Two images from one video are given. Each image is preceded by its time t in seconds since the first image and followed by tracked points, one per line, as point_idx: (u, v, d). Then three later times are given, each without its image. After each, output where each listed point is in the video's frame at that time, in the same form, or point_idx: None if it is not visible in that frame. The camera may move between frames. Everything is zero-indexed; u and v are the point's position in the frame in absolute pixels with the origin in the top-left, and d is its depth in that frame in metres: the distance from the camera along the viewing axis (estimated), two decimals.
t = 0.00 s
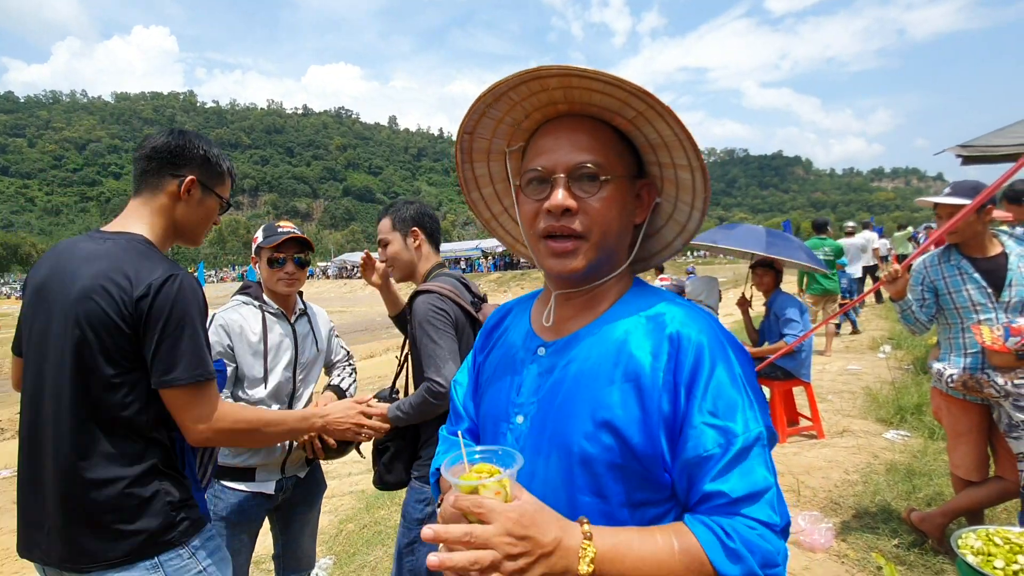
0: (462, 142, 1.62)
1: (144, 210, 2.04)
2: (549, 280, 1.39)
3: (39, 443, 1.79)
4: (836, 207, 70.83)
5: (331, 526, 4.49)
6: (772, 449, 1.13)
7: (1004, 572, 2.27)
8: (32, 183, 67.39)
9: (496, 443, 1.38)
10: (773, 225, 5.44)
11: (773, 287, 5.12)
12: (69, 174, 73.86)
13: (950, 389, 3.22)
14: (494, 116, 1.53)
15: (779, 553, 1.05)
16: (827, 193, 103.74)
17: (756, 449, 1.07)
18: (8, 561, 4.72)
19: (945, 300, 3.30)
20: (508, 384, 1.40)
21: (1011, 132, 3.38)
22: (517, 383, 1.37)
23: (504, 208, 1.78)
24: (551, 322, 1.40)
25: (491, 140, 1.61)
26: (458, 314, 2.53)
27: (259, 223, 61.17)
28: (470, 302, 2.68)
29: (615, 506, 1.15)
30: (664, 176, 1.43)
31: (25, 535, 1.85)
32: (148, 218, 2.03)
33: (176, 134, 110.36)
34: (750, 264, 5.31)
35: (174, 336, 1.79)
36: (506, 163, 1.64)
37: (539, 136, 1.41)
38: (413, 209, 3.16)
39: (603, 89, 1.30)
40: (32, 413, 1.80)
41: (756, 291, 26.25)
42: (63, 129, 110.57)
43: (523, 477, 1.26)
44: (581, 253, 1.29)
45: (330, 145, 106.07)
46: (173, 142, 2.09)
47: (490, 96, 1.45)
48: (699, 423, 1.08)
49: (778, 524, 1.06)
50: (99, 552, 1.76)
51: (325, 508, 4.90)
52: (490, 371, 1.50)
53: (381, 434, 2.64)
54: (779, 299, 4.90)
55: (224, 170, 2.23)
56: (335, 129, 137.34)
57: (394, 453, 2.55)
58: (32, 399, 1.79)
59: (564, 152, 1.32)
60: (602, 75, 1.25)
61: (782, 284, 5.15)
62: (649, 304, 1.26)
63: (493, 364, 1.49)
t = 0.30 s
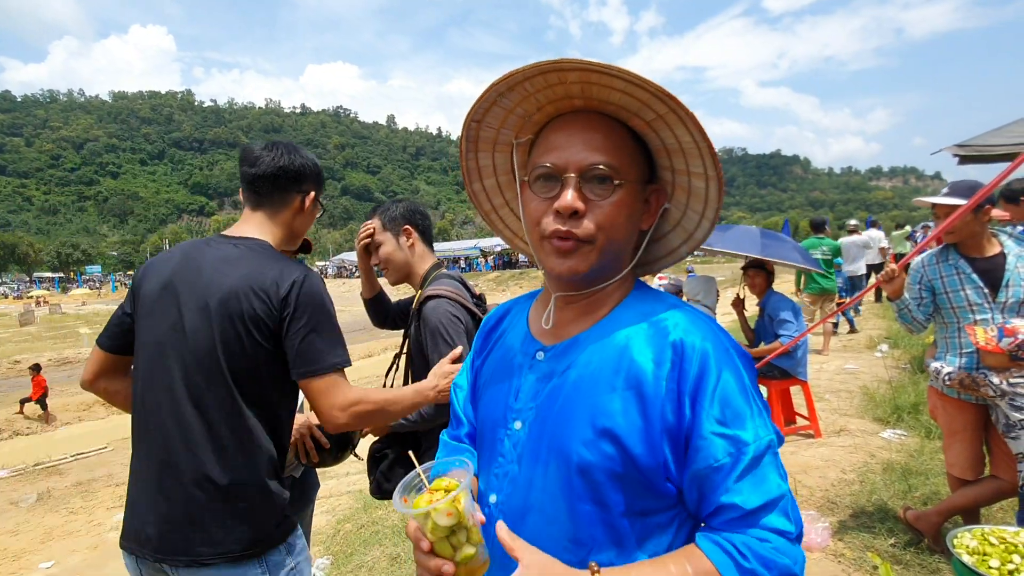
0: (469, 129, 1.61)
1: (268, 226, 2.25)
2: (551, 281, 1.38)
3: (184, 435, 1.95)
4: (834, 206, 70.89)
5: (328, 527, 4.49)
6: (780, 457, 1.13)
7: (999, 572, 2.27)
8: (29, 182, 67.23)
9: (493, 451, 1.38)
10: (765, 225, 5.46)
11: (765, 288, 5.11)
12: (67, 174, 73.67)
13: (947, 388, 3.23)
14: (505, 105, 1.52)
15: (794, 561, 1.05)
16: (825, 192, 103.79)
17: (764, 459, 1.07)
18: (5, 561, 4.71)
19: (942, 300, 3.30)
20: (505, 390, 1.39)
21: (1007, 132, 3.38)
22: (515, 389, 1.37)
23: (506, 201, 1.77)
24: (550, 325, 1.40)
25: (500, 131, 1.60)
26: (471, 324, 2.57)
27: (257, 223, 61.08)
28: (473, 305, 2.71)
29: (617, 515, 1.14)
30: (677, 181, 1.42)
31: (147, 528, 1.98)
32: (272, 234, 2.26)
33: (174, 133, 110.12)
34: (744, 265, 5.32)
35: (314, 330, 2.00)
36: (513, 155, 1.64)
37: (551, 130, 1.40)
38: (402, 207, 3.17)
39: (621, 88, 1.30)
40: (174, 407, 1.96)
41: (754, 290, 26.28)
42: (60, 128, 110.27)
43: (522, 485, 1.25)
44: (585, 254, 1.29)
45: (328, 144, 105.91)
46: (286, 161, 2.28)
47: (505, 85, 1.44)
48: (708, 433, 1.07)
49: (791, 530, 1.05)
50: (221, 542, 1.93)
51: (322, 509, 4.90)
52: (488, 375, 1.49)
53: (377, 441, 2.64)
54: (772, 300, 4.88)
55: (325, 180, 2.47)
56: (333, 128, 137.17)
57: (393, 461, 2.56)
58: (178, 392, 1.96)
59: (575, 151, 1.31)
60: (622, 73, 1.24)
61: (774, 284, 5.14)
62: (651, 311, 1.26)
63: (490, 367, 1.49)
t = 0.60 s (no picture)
0: (473, 122, 1.62)
1: (291, 221, 2.28)
2: (550, 278, 1.38)
3: (243, 427, 2.03)
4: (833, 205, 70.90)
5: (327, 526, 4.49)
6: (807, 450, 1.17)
7: (996, 571, 2.28)
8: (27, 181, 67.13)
9: (493, 454, 1.37)
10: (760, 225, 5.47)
11: (761, 288, 5.10)
12: (65, 173, 73.55)
13: (946, 386, 3.24)
14: (508, 99, 1.53)
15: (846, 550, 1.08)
16: (824, 191, 103.79)
17: (798, 454, 1.10)
18: (2, 561, 4.71)
19: (942, 300, 3.31)
20: (506, 391, 1.39)
21: (1005, 131, 3.38)
22: (517, 391, 1.36)
23: (514, 194, 1.75)
24: (551, 323, 1.40)
25: (505, 124, 1.61)
26: (462, 320, 2.55)
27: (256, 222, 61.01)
28: (473, 302, 2.70)
29: (628, 520, 1.15)
30: (685, 179, 1.42)
31: (206, 519, 2.04)
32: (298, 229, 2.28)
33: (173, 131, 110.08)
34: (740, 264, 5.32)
35: (358, 321, 2.13)
36: (518, 148, 1.64)
37: (553, 124, 1.41)
38: (397, 205, 3.12)
39: (623, 81, 1.29)
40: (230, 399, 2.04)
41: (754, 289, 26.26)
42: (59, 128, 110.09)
43: (526, 490, 1.25)
44: (579, 252, 1.28)
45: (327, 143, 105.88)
46: (301, 156, 2.28)
47: (508, 74, 1.45)
48: (742, 435, 1.09)
49: (837, 516, 1.09)
50: (277, 529, 2.01)
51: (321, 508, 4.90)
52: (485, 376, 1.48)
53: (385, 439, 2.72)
54: (769, 300, 4.88)
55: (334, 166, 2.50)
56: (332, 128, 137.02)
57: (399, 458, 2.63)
58: (233, 385, 2.04)
59: (574, 146, 1.32)
60: (623, 65, 1.24)
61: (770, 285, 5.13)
62: (659, 315, 1.26)
63: (490, 364, 1.49)
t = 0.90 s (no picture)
0: (476, 114, 1.61)
1: (261, 219, 2.30)
2: (547, 278, 1.37)
3: (249, 429, 2.06)
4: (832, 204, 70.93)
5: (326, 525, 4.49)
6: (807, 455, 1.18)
7: (995, 570, 2.28)
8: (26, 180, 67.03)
9: (490, 460, 1.37)
10: (755, 225, 5.48)
11: (759, 287, 5.10)
12: (64, 172, 73.44)
13: (947, 386, 3.25)
14: (512, 92, 1.53)
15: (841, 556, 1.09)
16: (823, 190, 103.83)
17: (797, 457, 1.11)
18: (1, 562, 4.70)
19: (941, 299, 3.31)
20: (503, 393, 1.39)
21: (1004, 130, 3.39)
22: (514, 394, 1.36)
23: (515, 190, 1.75)
24: (548, 324, 1.40)
25: (507, 118, 1.61)
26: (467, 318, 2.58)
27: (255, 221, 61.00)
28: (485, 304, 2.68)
29: (630, 527, 1.15)
30: (688, 179, 1.42)
31: (223, 520, 2.06)
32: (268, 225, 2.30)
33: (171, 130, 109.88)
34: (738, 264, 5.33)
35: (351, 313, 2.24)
36: (520, 144, 1.63)
37: (557, 118, 1.41)
38: (423, 214, 3.17)
39: (629, 75, 1.29)
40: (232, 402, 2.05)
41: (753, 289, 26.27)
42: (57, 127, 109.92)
43: (526, 496, 1.25)
44: (581, 251, 1.28)
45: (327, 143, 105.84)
46: (263, 156, 2.33)
47: (511, 66, 1.44)
48: (745, 440, 1.10)
49: (830, 521, 1.10)
50: (291, 523, 2.07)
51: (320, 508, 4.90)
52: (480, 379, 1.48)
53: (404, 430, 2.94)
54: (767, 299, 4.89)
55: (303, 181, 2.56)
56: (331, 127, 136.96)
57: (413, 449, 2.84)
58: (236, 387, 2.05)
59: (576, 140, 1.32)
60: (631, 60, 1.23)
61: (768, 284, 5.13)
62: (660, 318, 1.26)
63: (485, 367, 1.48)
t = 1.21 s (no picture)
0: (463, 112, 1.57)
1: (248, 225, 2.47)
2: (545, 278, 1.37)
3: (254, 420, 2.19)
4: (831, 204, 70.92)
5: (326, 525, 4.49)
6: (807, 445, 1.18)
7: (994, 569, 2.28)
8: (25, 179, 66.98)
9: (484, 463, 1.37)
10: (756, 224, 5.48)
11: (759, 287, 5.09)
12: (62, 171, 73.36)
13: (946, 385, 3.25)
14: (503, 87, 1.50)
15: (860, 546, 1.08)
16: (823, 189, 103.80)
17: (798, 449, 1.11)
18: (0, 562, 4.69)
19: (941, 298, 3.31)
20: (496, 395, 1.39)
21: (1004, 129, 3.39)
22: (508, 395, 1.36)
23: (498, 190, 1.74)
24: (545, 326, 1.39)
25: (495, 115, 1.58)
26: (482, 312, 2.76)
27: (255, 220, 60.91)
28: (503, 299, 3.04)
29: (628, 527, 1.15)
30: (681, 176, 1.42)
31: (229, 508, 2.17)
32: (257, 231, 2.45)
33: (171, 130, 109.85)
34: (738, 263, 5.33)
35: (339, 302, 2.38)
36: (508, 141, 1.62)
37: (552, 115, 1.40)
38: (449, 218, 3.67)
39: (632, 72, 1.30)
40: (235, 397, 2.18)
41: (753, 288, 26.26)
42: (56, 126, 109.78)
43: (522, 500, 1.25)
44: (589, 250, 1.28)
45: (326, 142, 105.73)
46: (250, 170, 2.51)
47: (508, 64, 1.41)
48: (743, 436, 1.10)
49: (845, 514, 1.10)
50: (295, 504, 2.20)
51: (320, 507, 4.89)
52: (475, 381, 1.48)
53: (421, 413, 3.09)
54: (767, 298, 4.90)
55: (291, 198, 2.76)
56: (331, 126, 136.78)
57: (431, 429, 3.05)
58: (233, 379, 2.18)
59: (581, 137, 1.32)
60: (637, 55, 1.24)
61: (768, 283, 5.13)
62: (654, 315, 1.26)
63: (479, 369, 1.48)
